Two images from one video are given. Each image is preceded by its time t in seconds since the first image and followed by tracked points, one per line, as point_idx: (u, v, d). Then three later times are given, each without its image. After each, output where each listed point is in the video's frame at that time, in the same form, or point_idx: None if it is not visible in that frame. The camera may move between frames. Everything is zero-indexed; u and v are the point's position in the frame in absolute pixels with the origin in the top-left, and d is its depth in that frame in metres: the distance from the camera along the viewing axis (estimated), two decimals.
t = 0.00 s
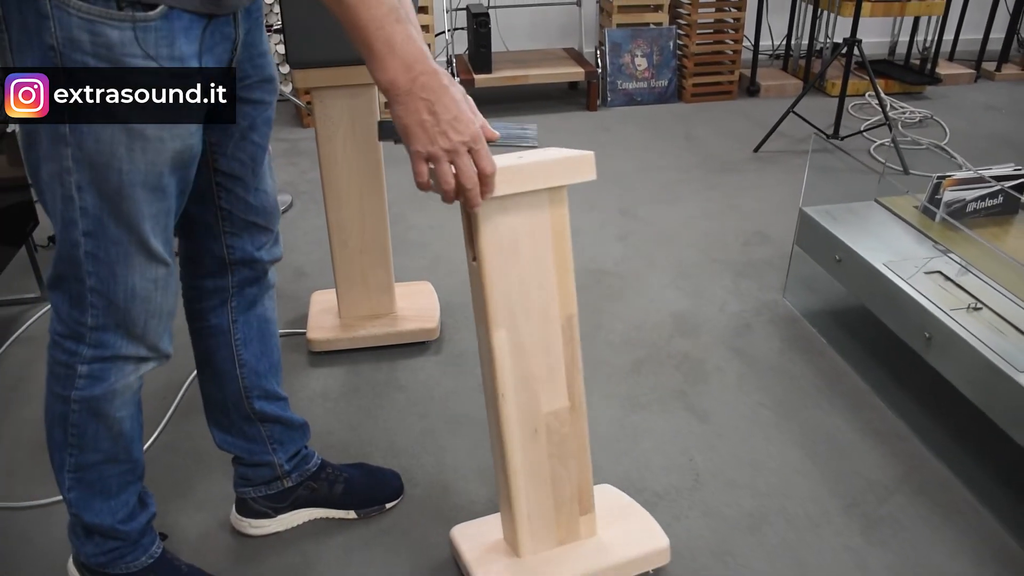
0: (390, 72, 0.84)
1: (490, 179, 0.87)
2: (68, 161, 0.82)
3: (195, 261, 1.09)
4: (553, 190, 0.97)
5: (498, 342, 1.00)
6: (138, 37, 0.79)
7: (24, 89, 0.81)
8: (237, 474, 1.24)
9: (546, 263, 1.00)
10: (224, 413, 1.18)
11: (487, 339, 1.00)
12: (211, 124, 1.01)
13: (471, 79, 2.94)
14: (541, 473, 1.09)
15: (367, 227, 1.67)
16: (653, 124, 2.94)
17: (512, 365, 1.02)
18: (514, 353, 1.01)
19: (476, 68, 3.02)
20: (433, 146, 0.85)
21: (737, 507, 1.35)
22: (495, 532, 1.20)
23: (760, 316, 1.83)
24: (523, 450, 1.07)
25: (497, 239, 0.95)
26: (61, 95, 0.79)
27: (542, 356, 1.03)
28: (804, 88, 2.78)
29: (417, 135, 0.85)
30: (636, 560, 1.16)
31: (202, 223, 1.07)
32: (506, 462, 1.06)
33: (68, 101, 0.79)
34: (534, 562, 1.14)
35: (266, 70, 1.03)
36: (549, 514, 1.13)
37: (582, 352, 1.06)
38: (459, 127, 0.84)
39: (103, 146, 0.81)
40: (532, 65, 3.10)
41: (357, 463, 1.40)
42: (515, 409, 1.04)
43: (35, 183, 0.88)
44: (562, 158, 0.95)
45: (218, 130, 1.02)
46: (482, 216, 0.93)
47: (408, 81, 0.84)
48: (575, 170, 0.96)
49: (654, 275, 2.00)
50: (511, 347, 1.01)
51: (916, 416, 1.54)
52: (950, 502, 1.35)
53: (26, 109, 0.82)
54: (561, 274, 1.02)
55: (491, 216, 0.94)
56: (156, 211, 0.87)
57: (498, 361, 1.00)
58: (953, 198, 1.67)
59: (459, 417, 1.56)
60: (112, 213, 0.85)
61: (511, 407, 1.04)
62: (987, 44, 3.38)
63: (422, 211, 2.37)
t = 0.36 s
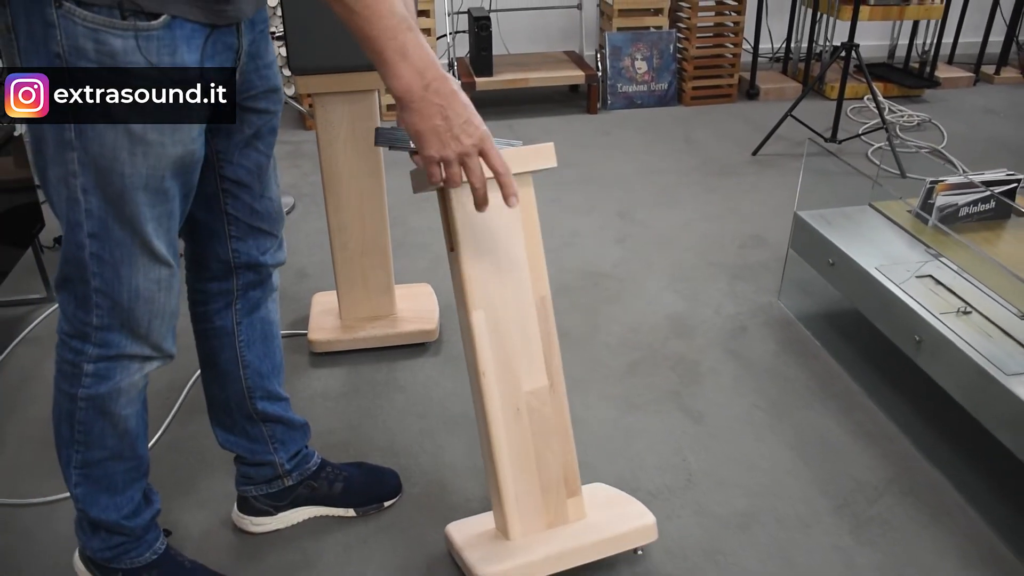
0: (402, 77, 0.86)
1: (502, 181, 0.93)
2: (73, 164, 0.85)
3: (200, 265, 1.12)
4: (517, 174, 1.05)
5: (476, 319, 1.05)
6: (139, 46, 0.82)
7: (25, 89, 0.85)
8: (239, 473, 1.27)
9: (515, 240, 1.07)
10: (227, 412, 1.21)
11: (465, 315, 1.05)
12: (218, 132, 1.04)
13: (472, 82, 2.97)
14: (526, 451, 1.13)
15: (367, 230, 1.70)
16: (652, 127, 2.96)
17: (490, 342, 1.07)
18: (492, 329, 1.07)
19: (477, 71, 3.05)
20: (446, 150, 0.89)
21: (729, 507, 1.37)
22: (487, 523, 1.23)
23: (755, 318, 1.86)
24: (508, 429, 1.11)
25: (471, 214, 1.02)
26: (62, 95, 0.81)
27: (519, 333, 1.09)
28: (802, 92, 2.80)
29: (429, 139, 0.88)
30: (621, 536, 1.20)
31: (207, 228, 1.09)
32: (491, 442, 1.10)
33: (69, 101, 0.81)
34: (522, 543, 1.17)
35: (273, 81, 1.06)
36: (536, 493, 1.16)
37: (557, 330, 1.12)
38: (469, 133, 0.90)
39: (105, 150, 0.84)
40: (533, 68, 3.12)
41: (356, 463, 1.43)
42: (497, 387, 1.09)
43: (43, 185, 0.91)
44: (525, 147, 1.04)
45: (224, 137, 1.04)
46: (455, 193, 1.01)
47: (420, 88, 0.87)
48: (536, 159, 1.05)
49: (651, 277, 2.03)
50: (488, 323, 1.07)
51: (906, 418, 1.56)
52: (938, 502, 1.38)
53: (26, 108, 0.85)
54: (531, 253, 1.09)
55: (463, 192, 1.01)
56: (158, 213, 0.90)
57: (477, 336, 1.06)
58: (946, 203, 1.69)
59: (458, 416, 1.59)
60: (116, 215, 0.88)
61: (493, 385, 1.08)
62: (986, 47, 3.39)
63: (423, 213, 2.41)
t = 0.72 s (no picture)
0: (394, 83, 0.89)
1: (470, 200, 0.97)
2: (72, 159, 0.87)
3: (197, 254, 1.15)
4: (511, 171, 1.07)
5: (468, 309, 1.09)
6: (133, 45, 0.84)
7: (25, 89, 0.87)
8: (238, 456, 1.31)
9: (509, 233, 1.09)
10: (224, 397, 1.24)
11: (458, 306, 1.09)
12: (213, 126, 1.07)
13: (470, 70, 2.99)
14: (516, 440, 1.17)
15: (364, 218, 1.73)
16: (649, 116, 2.98)
17: (483, 332, 1.11)
18: (485, 320, 1.10)
19: (475, 59, 3.07)
20: (431, 162, 0.91)
21: (715, 490, 1.41)
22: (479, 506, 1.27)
23: (746, 306, 1.88)
24: (499, 417, 1.15)
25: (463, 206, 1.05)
26: (61, 95, 0.84)
27: (511, 324, 1.12)
28: (798, 80, 2.81)
29: (417, 149, 0.90)
30: (609, 523, 1.23)
31: (203, 218, 1.12)
32: (483, 429, 1.15)
33: (69, 101, 0.84)
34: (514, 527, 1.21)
35: (266, 76, 1.09)
36: (527, 481, 1.20)
37: (550, 320, 1.15)
38: (456, 148, 0.92)
39: (103, 147, 0.87)
40: (531, 56, 3.14)
41: (352, 446, 1.46)
42: (489, 376, 1.12)
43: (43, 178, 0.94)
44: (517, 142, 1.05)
45: (220, 131, 1.07)
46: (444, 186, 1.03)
47: (411, 95, 0.89)
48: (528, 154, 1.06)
49: (644, 265, 2.06)
50: (481, 314, 1.10)
51: (892, 404, 1.59)
52: (920, 487, 1.41)
53: (26, 109, 0.88)
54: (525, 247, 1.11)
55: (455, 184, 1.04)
56: (154, 207, 0.93)
57: (469, 326, 1.09)
58: (935, 192, 1.71)
59: (452, 401, 1.62)
60: (113, 208, 0.90)
61: (485, 374, 1.12)
62: (984, 35, 3.40)
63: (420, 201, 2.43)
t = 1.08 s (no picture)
0: (387, 43, 0.93)
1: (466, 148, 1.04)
2: (67, 129, 0.90)
3: (200, 227, 1.18)
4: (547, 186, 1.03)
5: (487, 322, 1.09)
6: (124, 24, 0.87)
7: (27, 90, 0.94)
8: (240, 424, 1.35)
9: (535, 252, 1.08)
10: (227, 366, 1.28)
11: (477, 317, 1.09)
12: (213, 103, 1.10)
13: (473, 51, 3.01)
14: (522, 438, 1.20)
15: (366, 195, 1.76)
16: (652, 97, 3.00)
17: (501, 343, 1.11)
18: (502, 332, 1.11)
19: (479, 40, 3.08)
20: (428, 114, 0.97)
21: (706, 462, 1.45)
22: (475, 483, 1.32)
23: (742, 284, 1.91)
24: (507, 419, 1.17)
25: (489, 226, 1.03)
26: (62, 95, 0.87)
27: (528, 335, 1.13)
28: (800, 63, 2.82)
29: (414, 104, 0.96)
30: (604, 520, 1.27)
31: (206, 193, 1.15)
32: (491, 428, 1.17)
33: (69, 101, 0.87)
34: (512, 517, 1.26)
35: (267, 56, 1.12)
36: (527, 475, 1.24)
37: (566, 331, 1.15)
38: (449, 101, 0.97)
39: (95, 117, 0.90)
40: (534, 37, 3.15)
41: (351, 416, 1.50)
42: (501, 381, 1.14)
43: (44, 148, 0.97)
44: (555, 156, 1.01)
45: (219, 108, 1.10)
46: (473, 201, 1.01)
47: (403, 51, 0.93)
48: (566, 169, 1.02)
49: (642, 244, 2.09)
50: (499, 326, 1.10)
51: (883, 381, 1.62)
52: (906, 460, 1.45)
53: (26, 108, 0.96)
54: (550, 264, 1.10)
55: (484, 203, 1.02)
56: (147, 175, 0.96)
57: (486, 338, 1.10)
58: (930, 173, 1.72)
59: (451, 374, 1.66)
60: (109, 176, 0.94)
61: (498, 379, 1.14)
62: (989, 19, 3.39)
63: (423, 180, 2.46)
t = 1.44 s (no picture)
0: None
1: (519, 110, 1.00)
2: (72, 97, 0.94)
3: (207, 201, 1.22)
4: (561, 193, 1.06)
5: (495, 318, 1.13)
6: None
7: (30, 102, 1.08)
8: (247, 394, 1.39)
9: (547, 254, 1.11)
10: (234, 337, 1.32)
11: (485, 313, 1.13)
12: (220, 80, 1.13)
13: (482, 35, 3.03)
14: (524, 426, 1.24)
15: (371, 174, 1.79)
16: (660, 82, 3.01)
17: (506, 336, 1.15)
18: (508, 326, 1.14)
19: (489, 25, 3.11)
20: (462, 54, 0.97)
21: (700, 437, 1.48)
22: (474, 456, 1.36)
23: (742, 267, 1.94)
24: (512, 408, 1.21)
25: (503, 230, 1.07)
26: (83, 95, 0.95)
27: (533, 327, 1.16)
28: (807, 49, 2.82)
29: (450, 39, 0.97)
30: (599, 503, 1.29)
31: (213, 168, 1.19)
32: (496, 415, 1.21)
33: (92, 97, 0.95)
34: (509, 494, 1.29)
35: (272, 35, 1.14)
36: (527, 458, 1.28)
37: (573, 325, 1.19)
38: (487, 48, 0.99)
39: (97, 86, 0.94)
40: (543, 22, 3.17)
41: (355, 389, 1.54)
42: (507, 372, 1.17)
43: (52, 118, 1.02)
44: (570, 164, 1.03)
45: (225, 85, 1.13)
46: (489, 208, 1.04)
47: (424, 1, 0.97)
48: (582, 175, 1.04)
49: (645, 226, 2.11)
50: (506, 320, 1.14)
51: (879, 361, 1.64)
52: (897, 438, 1.47)
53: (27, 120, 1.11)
54: (560, 264, 1.13)
55: (496, 209, 1.05)
56: (148, 143, 1.00)
57: (493, 333, 1.14)
58: (930, 158, 1.74)
59: (453, 350, 1.69)
60: (111, 143, 0.97)
61: (503, 371, 1.18)
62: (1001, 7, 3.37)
63: (431, 162, 2.49)
